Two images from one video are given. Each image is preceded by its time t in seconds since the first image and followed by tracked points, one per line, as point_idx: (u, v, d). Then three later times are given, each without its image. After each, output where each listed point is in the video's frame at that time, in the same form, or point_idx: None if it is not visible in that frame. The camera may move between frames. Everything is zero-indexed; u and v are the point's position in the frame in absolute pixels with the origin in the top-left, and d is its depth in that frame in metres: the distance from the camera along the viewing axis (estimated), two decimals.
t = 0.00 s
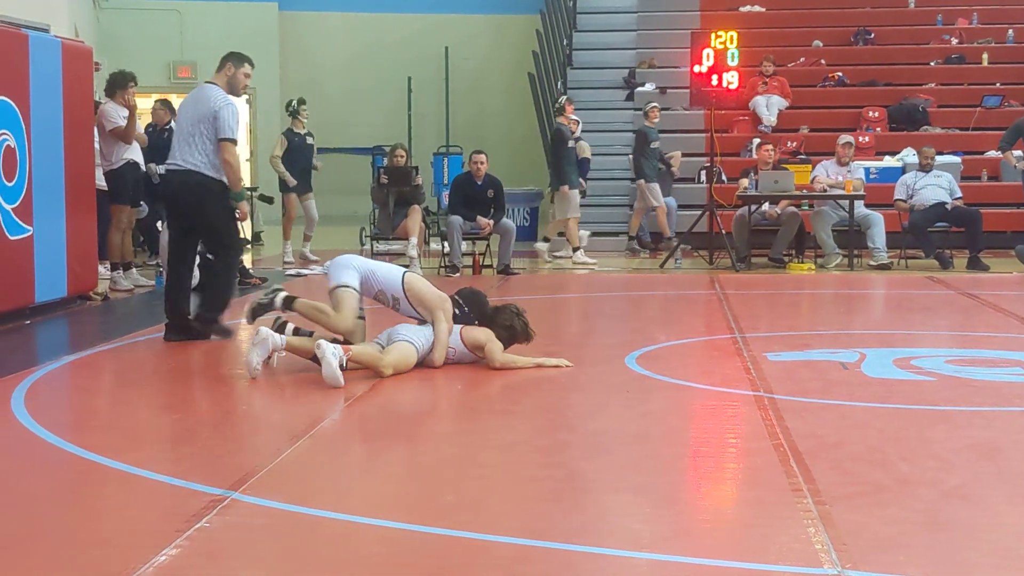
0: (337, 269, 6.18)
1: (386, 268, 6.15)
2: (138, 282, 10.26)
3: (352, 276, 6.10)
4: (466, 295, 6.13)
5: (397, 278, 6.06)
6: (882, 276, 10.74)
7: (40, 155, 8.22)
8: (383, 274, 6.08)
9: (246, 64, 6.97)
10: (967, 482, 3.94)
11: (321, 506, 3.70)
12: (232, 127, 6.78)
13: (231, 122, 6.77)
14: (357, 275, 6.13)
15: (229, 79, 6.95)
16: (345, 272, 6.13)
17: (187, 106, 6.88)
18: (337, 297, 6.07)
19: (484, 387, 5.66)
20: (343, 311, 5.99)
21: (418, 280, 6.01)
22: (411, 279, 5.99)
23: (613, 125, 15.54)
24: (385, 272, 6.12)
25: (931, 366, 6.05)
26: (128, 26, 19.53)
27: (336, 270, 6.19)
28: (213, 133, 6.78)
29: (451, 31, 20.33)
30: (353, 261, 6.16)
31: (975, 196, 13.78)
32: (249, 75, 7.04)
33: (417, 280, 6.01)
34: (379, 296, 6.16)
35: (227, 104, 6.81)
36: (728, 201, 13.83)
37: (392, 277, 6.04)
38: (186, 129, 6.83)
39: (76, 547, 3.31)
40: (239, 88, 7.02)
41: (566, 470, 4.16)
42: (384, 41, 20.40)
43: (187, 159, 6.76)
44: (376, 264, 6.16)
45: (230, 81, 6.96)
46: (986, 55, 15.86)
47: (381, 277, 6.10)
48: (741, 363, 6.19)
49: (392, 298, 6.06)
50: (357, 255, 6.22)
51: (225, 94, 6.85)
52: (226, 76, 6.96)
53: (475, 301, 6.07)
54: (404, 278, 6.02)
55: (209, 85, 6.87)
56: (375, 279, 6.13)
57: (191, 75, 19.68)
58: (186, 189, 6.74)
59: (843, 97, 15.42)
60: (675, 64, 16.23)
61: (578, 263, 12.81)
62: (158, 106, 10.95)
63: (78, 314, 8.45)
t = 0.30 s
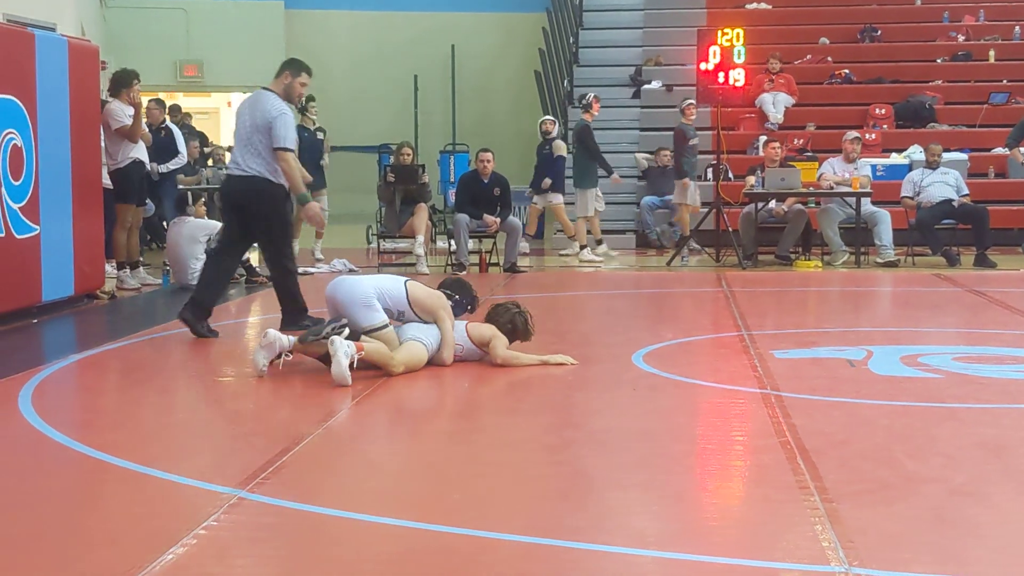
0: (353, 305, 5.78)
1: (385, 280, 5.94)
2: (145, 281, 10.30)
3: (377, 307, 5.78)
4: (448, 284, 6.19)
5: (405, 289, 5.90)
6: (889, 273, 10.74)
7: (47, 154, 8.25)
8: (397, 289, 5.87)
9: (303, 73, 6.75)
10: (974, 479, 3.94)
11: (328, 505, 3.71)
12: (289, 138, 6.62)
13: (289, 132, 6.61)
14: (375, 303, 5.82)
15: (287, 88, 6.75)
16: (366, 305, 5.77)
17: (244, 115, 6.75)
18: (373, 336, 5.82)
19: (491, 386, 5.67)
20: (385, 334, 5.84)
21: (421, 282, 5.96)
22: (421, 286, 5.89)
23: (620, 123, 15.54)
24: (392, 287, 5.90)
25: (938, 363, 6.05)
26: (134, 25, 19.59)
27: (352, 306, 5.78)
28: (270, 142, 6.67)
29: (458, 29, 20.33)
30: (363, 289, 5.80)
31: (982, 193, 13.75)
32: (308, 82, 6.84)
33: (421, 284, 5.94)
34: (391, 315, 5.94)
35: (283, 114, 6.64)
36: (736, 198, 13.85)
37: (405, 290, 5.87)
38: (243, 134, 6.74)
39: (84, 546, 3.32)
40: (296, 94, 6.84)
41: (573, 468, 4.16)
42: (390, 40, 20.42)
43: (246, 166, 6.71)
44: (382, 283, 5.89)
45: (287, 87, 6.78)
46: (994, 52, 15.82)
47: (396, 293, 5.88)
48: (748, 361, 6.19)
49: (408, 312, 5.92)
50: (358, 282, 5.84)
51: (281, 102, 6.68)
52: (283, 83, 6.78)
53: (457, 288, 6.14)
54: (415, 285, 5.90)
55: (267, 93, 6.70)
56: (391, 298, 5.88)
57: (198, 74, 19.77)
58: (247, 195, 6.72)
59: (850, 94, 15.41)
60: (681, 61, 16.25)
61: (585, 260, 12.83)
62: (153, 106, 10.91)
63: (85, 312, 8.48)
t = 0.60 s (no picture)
0: (341, 309, 5.85)
1: (375, 277, 5.93)
2: (150, 279, 10.33)
3: (364, 310, 5.82)
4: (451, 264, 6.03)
5: (395, 286, 5.88)
6: (893, 271, 10.73)
7: (52, 153, 8.27)
8: (385, 288, 5.86)
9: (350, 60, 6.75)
10: (979, 476, 3.95)
11: (334, 502, 3.73)
12: (338, 124, 6.62)
13: (337, 119, 6.61)
14: (363, 304, 5.86)
15: (335, 77, 6.75)
16: (352, 309, 5.83)
17: (296, 104, 6.80)
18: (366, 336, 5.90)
19: (496, 383, 5.68)
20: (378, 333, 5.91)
21: (412, 276, 5.91)
22: (410, 283, 5.85)
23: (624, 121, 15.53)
24: (381, 285, 5.90)
25: (943, 360, 6.05)
26: (138, 23, 19.61)
27: (339, 309, 5.86)
28: (319, 131, 6.66)
29: (462, 26, 20.32)
30: (349, 292, 5.84)
31: (987, 189, 13.74)
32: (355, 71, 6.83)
33: (412, 278, 5.90)
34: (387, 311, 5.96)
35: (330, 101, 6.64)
36: (741, 195, 13.84)
37: (394, 288, 5.86)
38: (295, 124, 6.78)
39: (91, 544, 3.34)
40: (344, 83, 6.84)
41: (579, 465, 4.18)
42: (394, 38, 20.42)
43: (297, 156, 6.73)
44: (370, 282, 5.90)
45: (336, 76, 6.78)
46: (998, 48, 15.80)
47: (385, 291, 5.88)
48: (753, 358, 6.20)
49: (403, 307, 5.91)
50: (344, 284, 5.87)
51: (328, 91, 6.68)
52: (332, 75, 6.78)
53: (468, 271, 5.98)
54: (405, 282, 5.87)
55: (314, 83, 6.72)
56: (380, 297, 5.89)
57: (202, 71, 19.79)
58: (297, 184, 6.75)
59: (854, 91, 15.40)
60: (686, 59, 16.24)
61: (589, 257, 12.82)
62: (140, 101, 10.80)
63: (89, 311, 8.50)
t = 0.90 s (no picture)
0: (352, 303, 5.83)
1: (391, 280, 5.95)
2: (154, 279, 10.34)
3: (375, 305, 5.79)
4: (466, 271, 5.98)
5: (409, 290, 5.89)
6: (897, 271, 10.72)
7: (56, 153, 8.28)
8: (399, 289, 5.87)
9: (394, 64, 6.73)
10: (983, 476, 3.95)
11: (337, 502, 3.74)
12: (379, 128, 6.63)
13: (378, 123, 6.63)
14: (376, 302, 5.83)
15: (382, 80, 6.75)
16: (364, 303, 5.80)
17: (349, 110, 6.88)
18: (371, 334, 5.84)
19: (500, 384, 5.68)
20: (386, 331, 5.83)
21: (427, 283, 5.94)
22: (426, 288, 5.86)
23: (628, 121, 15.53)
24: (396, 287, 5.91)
25: (947, 360, 6.05)
26: (142, 23, 19.64)
27: (350, 303, 5.82)
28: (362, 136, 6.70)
29: (465, 27, 20.33)
30: (363, 287, 5.83)
31: (990, 189, 13.72)
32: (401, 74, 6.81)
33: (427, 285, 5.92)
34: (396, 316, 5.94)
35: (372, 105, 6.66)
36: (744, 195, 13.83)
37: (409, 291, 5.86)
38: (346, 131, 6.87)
39: (95, 544, 3.34)
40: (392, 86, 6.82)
41: (582, 466, 4.18)
42: (397, 39, 20.44)
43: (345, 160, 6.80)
44: (385, 282, 5.90)
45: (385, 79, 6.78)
46: (1002, 48, 15.79)
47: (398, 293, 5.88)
48: (756, 358, 6.20)
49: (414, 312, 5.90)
50: (360, 279, 5.87)
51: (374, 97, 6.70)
52: (383, 80, 6.76)
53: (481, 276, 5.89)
54: (420, 287, 5.88)
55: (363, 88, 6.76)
56: (393, 298, 5.88)
57: (206, 72, 19.83)
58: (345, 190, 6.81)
59: (857, 91, 15.38)
60: (690, 59, 16.25)
61: (591, 258, 12.82)
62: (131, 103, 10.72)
63: (93, 310, 8.51)
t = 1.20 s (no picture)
0: (369, 295, 5.92)
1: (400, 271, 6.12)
2: (157, 279, 10.33)
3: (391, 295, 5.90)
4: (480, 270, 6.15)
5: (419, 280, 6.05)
6: (900, 268, 10.71)
7: (58, 153, 8.29)
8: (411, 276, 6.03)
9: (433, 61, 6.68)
10: (987, 473, 3.95)
11: (341, 501, 3.74)
12: (408, 125, 6.75)
13: (407, 120, 6.76)
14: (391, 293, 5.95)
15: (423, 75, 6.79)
16: (380, 293, 5.91)
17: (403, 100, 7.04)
18: (385, 327, 5.88)
19: (503, 382, 5.68)
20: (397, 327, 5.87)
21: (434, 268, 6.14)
22: (434, 271, 6.08)
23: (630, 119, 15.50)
24: (407, 276, 6.07)
25: (950, 357, 6.05)
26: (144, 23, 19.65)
27: (367, 296, 5.92)
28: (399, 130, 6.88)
29: (467, 26, 20.30)
30: (377, 278, 5.96)
31: (993, 186, 13.71)
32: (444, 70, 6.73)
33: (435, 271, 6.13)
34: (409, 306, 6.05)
35: (408, 102, 6.80)
36: (746, 192, 13.80)
37: (420, 276, 6.04)
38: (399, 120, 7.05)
39: (99, 544, 3.35)
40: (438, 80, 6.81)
41: (586, 464, 4.18)
42: (398, 38, 20.44)
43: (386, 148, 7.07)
44: (395, 273, 6.04)
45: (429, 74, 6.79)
46: (1004, 45, 15.77)
47: (410, 281, 6.05)
48: (760, 355, 6.20)
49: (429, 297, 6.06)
50: (372, 274, 5.99)
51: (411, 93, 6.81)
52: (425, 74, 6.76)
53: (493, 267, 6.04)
54: (429, 271, 6.08)
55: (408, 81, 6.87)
56: (405, 290, 6.02)
57: (208, 71, 19.84)
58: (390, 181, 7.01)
59: (859, 89, 15.35)
60: (692, 56, 16.24)
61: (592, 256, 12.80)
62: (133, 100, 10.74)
63: (96, 310, 8.52)
